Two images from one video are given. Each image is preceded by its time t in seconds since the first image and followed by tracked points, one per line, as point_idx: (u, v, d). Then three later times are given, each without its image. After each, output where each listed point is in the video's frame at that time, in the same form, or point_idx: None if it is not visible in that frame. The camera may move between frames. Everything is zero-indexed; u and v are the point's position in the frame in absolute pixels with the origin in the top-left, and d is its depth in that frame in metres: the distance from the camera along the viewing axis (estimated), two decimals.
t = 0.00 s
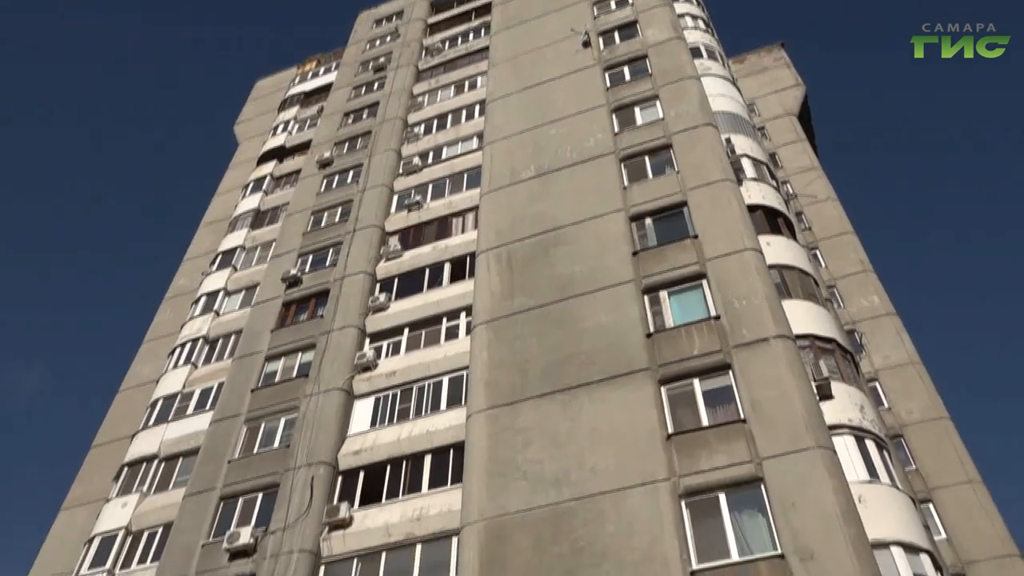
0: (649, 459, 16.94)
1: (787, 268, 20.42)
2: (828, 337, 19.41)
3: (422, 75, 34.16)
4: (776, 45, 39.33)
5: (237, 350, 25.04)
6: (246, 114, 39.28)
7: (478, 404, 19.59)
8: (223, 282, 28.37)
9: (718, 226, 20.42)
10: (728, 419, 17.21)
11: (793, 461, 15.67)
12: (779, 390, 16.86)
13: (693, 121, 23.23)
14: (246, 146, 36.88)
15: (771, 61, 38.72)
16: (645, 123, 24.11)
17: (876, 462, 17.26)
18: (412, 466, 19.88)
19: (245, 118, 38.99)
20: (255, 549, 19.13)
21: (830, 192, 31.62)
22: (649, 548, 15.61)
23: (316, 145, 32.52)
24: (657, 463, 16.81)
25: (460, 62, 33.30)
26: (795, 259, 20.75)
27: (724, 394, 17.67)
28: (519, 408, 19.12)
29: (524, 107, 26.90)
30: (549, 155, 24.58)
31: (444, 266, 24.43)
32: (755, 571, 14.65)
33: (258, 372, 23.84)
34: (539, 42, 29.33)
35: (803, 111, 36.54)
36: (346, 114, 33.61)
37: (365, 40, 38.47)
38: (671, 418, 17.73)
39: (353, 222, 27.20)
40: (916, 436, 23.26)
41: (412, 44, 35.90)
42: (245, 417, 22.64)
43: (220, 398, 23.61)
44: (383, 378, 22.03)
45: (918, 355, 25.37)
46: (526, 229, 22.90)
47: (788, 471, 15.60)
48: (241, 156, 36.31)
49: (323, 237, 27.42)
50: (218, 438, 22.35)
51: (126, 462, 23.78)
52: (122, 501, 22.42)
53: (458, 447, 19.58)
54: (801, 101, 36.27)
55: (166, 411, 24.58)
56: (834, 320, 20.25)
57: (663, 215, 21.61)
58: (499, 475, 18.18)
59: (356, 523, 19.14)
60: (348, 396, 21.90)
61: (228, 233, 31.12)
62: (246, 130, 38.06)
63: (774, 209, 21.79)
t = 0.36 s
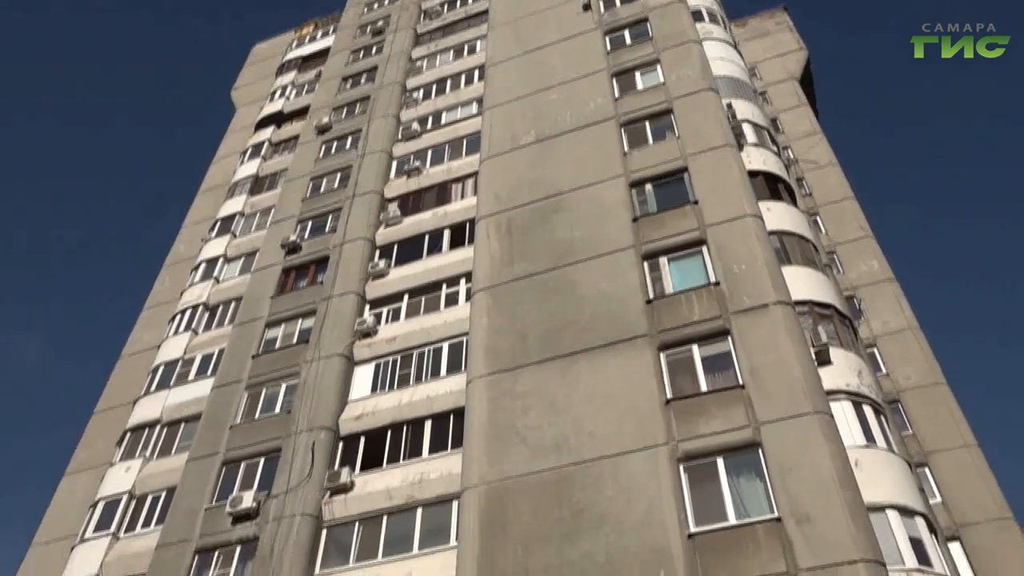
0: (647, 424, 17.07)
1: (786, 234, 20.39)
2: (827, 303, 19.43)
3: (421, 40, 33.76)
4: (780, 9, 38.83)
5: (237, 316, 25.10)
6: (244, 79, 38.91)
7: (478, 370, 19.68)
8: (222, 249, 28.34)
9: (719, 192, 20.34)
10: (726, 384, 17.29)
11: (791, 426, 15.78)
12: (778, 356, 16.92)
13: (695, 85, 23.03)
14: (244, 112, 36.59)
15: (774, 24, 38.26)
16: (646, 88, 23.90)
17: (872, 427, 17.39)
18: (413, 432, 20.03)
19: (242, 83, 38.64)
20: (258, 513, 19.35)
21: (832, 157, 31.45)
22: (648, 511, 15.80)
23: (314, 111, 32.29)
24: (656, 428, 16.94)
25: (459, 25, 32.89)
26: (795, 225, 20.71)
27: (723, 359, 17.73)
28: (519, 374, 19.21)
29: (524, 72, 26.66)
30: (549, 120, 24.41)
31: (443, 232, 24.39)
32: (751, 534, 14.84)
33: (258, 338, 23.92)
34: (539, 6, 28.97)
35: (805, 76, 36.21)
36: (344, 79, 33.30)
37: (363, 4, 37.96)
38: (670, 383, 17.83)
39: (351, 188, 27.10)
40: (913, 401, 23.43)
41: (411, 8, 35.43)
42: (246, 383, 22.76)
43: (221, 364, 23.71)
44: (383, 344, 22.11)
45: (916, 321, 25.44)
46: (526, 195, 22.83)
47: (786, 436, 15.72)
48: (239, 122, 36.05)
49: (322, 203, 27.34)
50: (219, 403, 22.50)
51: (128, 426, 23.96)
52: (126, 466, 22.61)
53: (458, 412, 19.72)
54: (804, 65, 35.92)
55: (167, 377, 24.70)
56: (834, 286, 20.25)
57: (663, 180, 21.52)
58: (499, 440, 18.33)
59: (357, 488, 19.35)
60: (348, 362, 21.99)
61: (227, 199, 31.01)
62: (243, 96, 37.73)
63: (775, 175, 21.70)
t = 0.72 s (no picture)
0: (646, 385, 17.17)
1: (787, 196, 20.31)
2: (827, 265, 19.41)
3: None
4: None
5: (237, 278, 25.10)
6: (239, 39, 38.44)
7: (477, 332, 19.75)
8: (220, 211, 28.26)
9: (719, 153, 20.21)
10: (725, 346, 17.34)
11: (789, 387, 15.86)
12: (777, 318, 16.96)
13: (696, 45, 22.76)
14: (240, 72, 36.21)
15: None
16: (647, 48, 23.62)
17: (870, 388, 17.48)
18: (413, 393, 20.15)
19: (238, 43, 38.17)
20: (260, 473, 19.55)
21: (833, 118, 31.21)
22: (646, 471, 15.96)
23: (311, 71, 31.96)
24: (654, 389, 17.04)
25: None
26: (795, 187, 20.62)
27: (722, 321, 17.76)
28: (519, 335, 19.27)
29: (523, 32, 26.36)
30: (549, 80, 24.19)
31: (442, 194, 24.29)
32: (748, 493, 15.00)
33: (258, 300, 23.95)
34: None
35: (808, 35, 35.77)
36: (341, 39, 32.90)
37: None
38: (669, 345, 17.89)
39: (350, 150, 26.93)
40: (910, 362, 23.56)
41: None
42: (246, 345, 22.84)
43: (222, 326, 23.78)
44: (383, 306, 22.14)
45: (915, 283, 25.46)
46: (525, 156, 22.71)
47: (783, 397, 15.81)
48: (236, 82, 35.69)
49: (320, 165, 27.19)
50: (220, 365, 22.62)
51: (130, 388, 24.10)
52: (128, 427, 22.77)
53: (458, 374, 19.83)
54: (807, 24, 35.46)
55: (167, 339, 24.78)
56: (834, 248, 20.22)
57: (664, 141, 21.38)
58: (499, 401, 18.45)
59: (358, 448, 19.53)
60: (348, 324, 22.06)
61: (224, 161, 30.82)
62: (238, 56, 37.30)
63: (776, 136, 21.55)
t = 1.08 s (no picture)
0: (645, 344, 17.23)
1: (788, 155, 20.19)
2: (827, 224, 19.34)
3: None
4: None
5: (236, 238, 25.06)
6: None
7: (476, 292, 19.77)
8: (218, 170, 28.11)
9: (720, 111, 20.04)
10: (724, 305, 17.36)
11: (788, 346, 15.92)
12: (777, 277, 16.97)
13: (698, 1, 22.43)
14: (236, 29, 35.72)
15: None
16: (648, 3, 23.28)
17: (868, 347, 17.53)
18: (413, 352, 20.25)
19: None
20: (262, 432, 19.73)
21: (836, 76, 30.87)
22: (644, 429, 16.10)
23: (308, 29, 31.55)
24: (653, 348, 17.10)
25: None
26: (797, 145, 20.48)
27: (722, 280, 17.75)
28: (518, 295, 19.28)
29: None
30: (548, 37, 23.90)
31: (441, 153, 24.14)
32: (745, 450, 15.13)
33: (258, 260, 23.94)
34: None
35: None
36: None
37: None
38: (668, 304, 17.91)
39: (347, 108, 26.71)
40: (909, 321, 23.66)
41: None
42: (246, 305, 22.88)
43: (222, 285, 23.82)
44: (382, 266, 22.14)
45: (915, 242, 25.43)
46: (525, 114, 22.53)
47: (781, 356, 15.87)
48: (232, 40, 35.23)
49: (318, 124, 26.97)
50: (221, 325, 22.70)
51: (131, 347, 24.19)
52: (130, 386, 22.92)
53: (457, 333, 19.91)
54: None
55: (168, 299, 24.83)
56: (834, 208, 20.13)
57: (664, 99, 21.18)
58: (498, 360, 18.53)
59: (358, 407, 19.67)
60: (347, 284, 22.08)
61: (221, 120, 30.56)
62: (234, 12, 36.76)
63: (778, 94, 21.35)
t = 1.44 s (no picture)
0: (645, 305, 17.26)
1: (789, 115, 20.03)
2: (827, 185, 19.25)
3: None
4: None
5: (234, 200, 24.97)
6: None
7: (475, 254, 19.76)
8: (215, 131, 27.91)
9: (722, 71, 19.84)
10: (724, 266, 17.35)
11: (786, 307, 15.95)
12: (776, 238, 16.94)
13: None
14: None
15: None
16: None
17: (867, 309, 17.52)
18: (413, 314, 20.30)
19: None
20: (263, 393, 19.85)
21: (839, 35, 30.50)
22: (643, 389, 16.19)
23: None
24: (653, 310, 17.13)
25: None
26: (798, 105, 20.30)
27: (721, 241, 17.72)
28: (517, 257, 19.27)
29: None
30: None
31: (440, 114, 23.95)
32: (743, 411, 15.22)
33: (256, 222, 23.88)
34: None
35: None
36: None
37: None
38: (667, 265, 17.91)
39: (345, 69, 26.43)
40: (907, 282, 23.72)
41: None
42: (245, 267, 22.87)
43: (221, 248, 23.79)
44: (381, 228, 22.09)
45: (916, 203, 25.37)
46: (524, 74, 22.32)
47: (780, 317, 15.90)
48: None
49: (315, 84, 26.71)
50: (221, 287, 22.72)
51: (131, 309, 24.23)
52: (131, 348, 23.00)
53: (457, 295, 19.95)
54: None
55: (167, 262, 24.81)
56: (835, 169, 20.02)
57: (665, 59, 20.94)
58: (498, 322, 18.58)
59: (359, 369, 19.76)
60: (346, 246, 22.06)
61: (217, 80, 30.25)
62: None
63: (780, 53, 21.12)
